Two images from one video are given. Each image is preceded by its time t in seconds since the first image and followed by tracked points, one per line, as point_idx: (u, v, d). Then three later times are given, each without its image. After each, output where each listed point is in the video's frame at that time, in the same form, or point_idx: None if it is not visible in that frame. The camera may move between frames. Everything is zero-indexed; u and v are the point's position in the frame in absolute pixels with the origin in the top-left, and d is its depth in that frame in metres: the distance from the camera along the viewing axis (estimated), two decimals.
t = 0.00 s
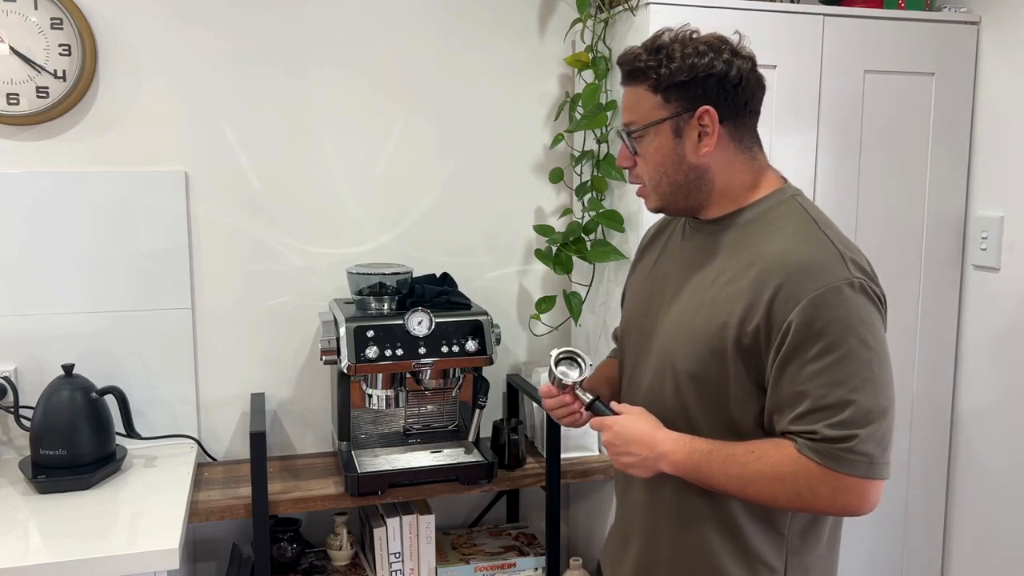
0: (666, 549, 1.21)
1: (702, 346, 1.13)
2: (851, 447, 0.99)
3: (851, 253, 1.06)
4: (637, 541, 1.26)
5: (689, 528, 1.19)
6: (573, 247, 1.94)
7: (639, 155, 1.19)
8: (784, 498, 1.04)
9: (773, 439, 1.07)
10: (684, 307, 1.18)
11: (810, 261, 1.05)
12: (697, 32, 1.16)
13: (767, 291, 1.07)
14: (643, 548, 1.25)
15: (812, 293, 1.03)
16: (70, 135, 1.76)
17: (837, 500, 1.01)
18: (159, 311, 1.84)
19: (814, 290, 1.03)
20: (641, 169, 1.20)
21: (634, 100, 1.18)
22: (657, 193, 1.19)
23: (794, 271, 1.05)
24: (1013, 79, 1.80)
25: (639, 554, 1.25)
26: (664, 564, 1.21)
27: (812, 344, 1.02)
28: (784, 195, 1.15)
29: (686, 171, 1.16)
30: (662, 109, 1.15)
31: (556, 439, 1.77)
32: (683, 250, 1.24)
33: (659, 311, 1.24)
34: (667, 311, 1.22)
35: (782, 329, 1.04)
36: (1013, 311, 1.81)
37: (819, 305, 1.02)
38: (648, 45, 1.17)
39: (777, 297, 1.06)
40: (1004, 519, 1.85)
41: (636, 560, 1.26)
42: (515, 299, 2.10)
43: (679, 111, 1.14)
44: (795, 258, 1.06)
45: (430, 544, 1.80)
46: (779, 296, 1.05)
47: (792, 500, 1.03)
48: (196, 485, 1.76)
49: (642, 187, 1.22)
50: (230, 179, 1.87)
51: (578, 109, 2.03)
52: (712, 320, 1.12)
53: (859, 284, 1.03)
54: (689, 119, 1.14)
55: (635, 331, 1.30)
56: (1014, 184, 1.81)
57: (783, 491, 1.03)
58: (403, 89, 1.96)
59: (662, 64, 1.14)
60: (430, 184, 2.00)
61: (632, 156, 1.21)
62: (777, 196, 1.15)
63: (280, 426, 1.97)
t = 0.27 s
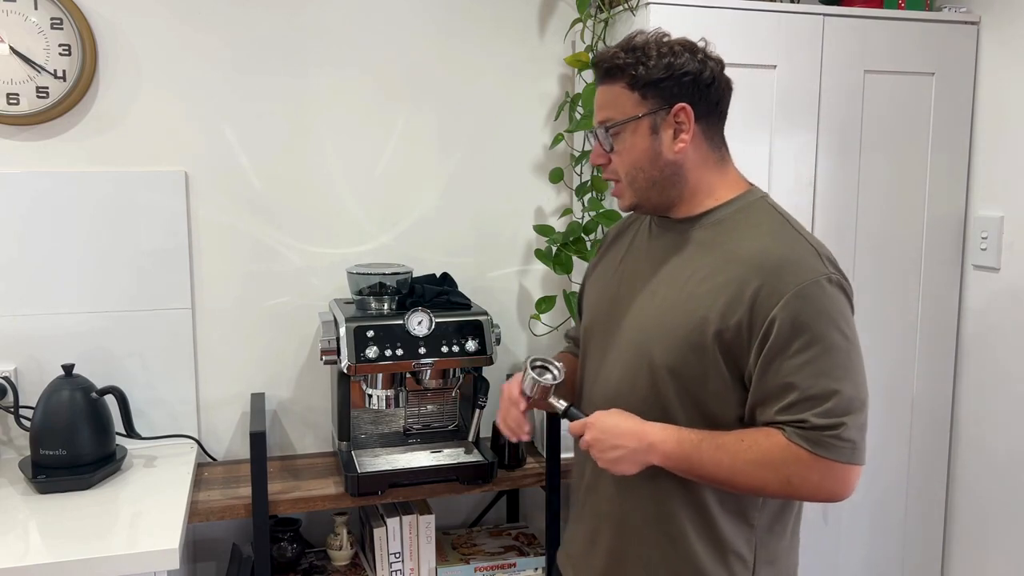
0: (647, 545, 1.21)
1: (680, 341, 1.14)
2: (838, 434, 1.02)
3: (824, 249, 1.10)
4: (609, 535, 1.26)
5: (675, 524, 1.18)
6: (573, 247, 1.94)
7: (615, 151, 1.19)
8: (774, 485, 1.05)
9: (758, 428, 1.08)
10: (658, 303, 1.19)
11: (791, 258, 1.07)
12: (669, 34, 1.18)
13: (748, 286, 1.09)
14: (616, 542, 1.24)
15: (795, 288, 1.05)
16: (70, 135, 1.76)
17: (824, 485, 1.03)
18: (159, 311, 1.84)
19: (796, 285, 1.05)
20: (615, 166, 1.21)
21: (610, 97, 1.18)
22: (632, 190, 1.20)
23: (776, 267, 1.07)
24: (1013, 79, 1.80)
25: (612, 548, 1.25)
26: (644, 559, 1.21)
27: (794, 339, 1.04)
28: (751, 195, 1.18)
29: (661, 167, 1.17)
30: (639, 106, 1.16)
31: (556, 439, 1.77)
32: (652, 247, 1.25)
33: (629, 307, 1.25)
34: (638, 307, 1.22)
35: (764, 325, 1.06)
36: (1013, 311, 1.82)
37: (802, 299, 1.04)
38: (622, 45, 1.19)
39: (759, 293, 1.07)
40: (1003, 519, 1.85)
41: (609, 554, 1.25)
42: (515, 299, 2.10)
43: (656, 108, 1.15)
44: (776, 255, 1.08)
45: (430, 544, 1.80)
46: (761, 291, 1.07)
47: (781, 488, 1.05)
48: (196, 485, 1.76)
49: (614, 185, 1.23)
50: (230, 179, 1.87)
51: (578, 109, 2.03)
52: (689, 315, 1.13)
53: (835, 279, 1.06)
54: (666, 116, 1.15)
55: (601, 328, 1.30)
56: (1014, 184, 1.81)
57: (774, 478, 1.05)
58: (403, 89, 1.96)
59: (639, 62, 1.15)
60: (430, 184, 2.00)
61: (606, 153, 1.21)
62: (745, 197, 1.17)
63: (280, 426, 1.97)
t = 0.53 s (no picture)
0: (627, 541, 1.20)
1: (656, 338, 1.16)
2: (819, 419, 1.05)
3: (792, 249, 1.14)
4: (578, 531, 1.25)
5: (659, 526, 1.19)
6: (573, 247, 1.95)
7: (629, 141, 1.15)
8: (760, 470, 1.06)
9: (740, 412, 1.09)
10: (633, 301, 1.21)
11: (762, 256, 1.11)
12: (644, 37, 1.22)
13: (722, 284, 1.12)
14: (587, 537, 1.24)
15: (768, 283, 1.08)
16: (70, 136, 1.76)
17: (804, 469, 1.05)
18: (159, 311, 1.84)
19: (768, 281, 1.08)
20: (626, 159, 1.16)
21: (616, 90, 1.17)
22: (644, 182, 1.18)
23: (750, 264, 1.11)
24: (1013, 79, 1.80)
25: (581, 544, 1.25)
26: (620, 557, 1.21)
27: (767, 333, 1.07)
28: (717, 199, 1.22)
29: (669, 159, 1.18)
30: (649, 98, 1.17)
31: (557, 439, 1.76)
32: (624, 250, 1.28)
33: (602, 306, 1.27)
34: (612, 307, 1.25)
35: (739, 320, 1.09)
36: (1013, 310, 1.81)
37: (775, 294, 1.08)
38: (611, 42, 1.18)
39: (734, 289, 1.11)
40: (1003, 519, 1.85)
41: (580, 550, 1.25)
42: (515, 299, 2.11)
43: (662, 101, 1.17)
44: (748, 253, 1.12)
45: (430, 544, 1.80)
46: (736, 288, 1.11)
47: (766, 472, 1.06)
48: (196, 485, 1.76)
49: (619, 179, 1.18)
50: (230, 179, 1.87)
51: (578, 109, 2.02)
52: (665, 313, 1.16)
53: (805, 276, 1.10)
54: (668, 110, 1.18)
55: (571, 327, 1.32)
56: (1014, 184, 1.81)
57: (760, 462, 1.05)
58: (403, 89, 1.96)
59: (645, 57, 1.17)
60: (430, 184, 2.00)
61: (614, 145, 1.16)
62: (715, 198, 1.22)
63: (280, 426, 1.97)
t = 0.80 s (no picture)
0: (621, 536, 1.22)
1: (641, 334, 1.18)
2: (788, 415, 1.10)
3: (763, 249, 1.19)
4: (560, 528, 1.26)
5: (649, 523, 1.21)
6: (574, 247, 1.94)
7: (640, 140, 1.17)
8: (732, 467, 1.10)
9: (712, 411, 1.13)
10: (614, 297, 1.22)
11: (742, 254, 1.15)
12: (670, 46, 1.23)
13: (704, 282, 1.15)
14: (569, 534, 1.25)
15: (749, 282, 1.13)
16: (70, 136, 1.76)
17: (773, 463, 1.11)
18: (158, 311, 1.84)
19: (748, 280, 1.13)
20: (632, 156, 1.18)
21: (639, 87, 1.17)
22: (641, 183, 1.19)
23: (730, 263, 1.14)
24: (1013, 79, 1.80)
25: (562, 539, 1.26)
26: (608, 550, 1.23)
27: (746, 329, 1.11)
28: (693, 198, 1.25)
29: (668, 167, 1.21)
30: (666, 106, 1.18)
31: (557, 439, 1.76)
32: (600, 247, 1.28)
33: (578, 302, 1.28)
34: (591, 304, 1.25)
35: (722, 315, 1.13)
36: (1013, 310, 1.81)
37: (755, 293, 1.12)
38: (646, 40, 1.18)
39: (718, 285, 1.14)
40: (1003, 518, 1.85)
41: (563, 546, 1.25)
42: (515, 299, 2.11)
43: (676, 112, 1.20)
44: (729, 251, 1.15)
45: (430, 544, 1.80)
46: (718, 286, 1.14)
47: (738, 468, 1.10)
48: (197, 485, 1.76)
49: (618, 174, 1.19)
50: (230, 179, 1.87)
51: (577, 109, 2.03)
52: (650, 309, 1.18)
53: (778, 276, 1.15)
54: (678, 123, 1.21)
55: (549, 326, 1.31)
56: (1014, 184, 1.81)
57: (735, 459, 1.09)
58: (403, 89, 1.96)
59: (673, 66, 1.18)
60: (429, 184, 2.00)
61: (625, 140, 1.17)
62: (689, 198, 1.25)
63: (280, 426, 1.97)
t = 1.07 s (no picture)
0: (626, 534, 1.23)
1: (649, 336, 1.19)
2: (794, 414, 1.11)
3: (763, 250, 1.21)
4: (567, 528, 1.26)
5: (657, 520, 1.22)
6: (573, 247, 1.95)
7: (645, 146, 1.17)
8: (744, 468, 1.10)
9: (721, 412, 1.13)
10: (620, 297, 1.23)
11: (746, 254, 1.17)
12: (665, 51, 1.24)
13: (711, 282, 1.16)
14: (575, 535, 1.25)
15: (755, 282, 1.14)
16: (70, 136, 1.76)
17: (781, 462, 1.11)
18: (159, 311, 1.84)
19: (754, 280, 1.15)
20: (637, 162, 1.18)
21: (642, 92, 1.17)
22: (646, 189, 1.19)
23: (737, 263, 1.16)
24: (1013, 79, 1.80)
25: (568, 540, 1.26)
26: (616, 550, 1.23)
27: (753, 328, 1.13)
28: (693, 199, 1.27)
29: (670, 171, 1.21)
30: (667, 110, 1.19)
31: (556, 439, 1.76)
32: (600, 248, 1.28)
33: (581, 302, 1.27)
34: (595, 305, 1.25)
35: (729, 315, 1.14)
36: (1013, 311, 1.81)
37: (761, 293, 1.14)
38: (645, 45, 1.18)
39: (724, 285, 1.15)
40: (1002, 518, 1.85)
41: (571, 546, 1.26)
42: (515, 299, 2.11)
43: (676, 115, 1.20)
44: (734, 251, 1.17)
45: (430, 544, 1.80)
46: (725, 285, 1.15)
47: (749, 469, 1.10)
48: (197, 485, 1.76)
49: (623, 181, 1.19)
50: (231, 179, 1.87)
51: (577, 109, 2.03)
52: (658, 311, 1.19)
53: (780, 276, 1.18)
54: (678, 128, 1.21)
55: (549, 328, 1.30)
56: (1013, 184, 1.81)
57: (746, 459, 1.09)
58: (403, 89, 1.96)
59: (673, 72, 1.18)
60: (429, 184, 2.00)
61: (630, 146, 1.17)
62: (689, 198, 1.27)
63: (280, 426, 1.97)
